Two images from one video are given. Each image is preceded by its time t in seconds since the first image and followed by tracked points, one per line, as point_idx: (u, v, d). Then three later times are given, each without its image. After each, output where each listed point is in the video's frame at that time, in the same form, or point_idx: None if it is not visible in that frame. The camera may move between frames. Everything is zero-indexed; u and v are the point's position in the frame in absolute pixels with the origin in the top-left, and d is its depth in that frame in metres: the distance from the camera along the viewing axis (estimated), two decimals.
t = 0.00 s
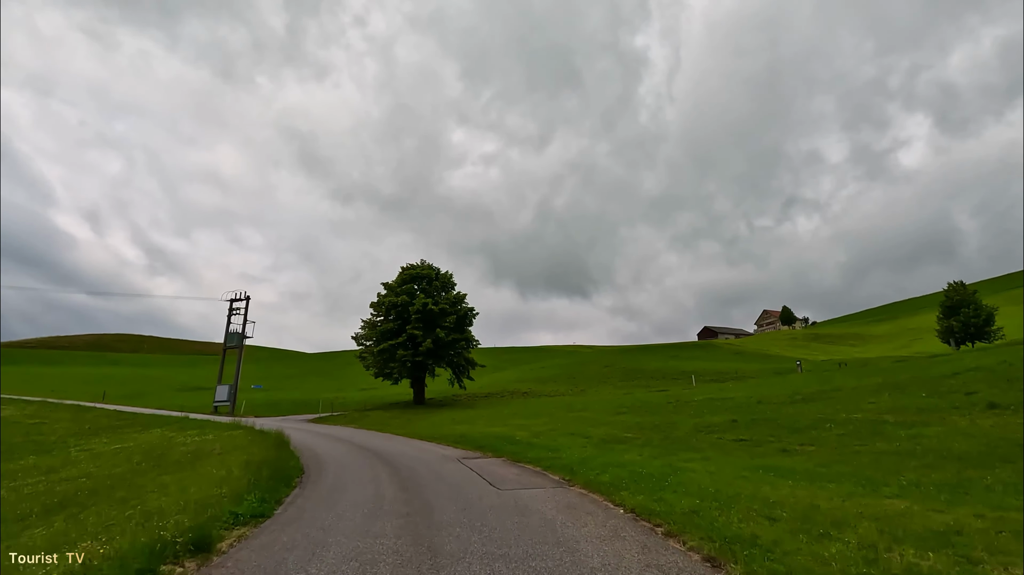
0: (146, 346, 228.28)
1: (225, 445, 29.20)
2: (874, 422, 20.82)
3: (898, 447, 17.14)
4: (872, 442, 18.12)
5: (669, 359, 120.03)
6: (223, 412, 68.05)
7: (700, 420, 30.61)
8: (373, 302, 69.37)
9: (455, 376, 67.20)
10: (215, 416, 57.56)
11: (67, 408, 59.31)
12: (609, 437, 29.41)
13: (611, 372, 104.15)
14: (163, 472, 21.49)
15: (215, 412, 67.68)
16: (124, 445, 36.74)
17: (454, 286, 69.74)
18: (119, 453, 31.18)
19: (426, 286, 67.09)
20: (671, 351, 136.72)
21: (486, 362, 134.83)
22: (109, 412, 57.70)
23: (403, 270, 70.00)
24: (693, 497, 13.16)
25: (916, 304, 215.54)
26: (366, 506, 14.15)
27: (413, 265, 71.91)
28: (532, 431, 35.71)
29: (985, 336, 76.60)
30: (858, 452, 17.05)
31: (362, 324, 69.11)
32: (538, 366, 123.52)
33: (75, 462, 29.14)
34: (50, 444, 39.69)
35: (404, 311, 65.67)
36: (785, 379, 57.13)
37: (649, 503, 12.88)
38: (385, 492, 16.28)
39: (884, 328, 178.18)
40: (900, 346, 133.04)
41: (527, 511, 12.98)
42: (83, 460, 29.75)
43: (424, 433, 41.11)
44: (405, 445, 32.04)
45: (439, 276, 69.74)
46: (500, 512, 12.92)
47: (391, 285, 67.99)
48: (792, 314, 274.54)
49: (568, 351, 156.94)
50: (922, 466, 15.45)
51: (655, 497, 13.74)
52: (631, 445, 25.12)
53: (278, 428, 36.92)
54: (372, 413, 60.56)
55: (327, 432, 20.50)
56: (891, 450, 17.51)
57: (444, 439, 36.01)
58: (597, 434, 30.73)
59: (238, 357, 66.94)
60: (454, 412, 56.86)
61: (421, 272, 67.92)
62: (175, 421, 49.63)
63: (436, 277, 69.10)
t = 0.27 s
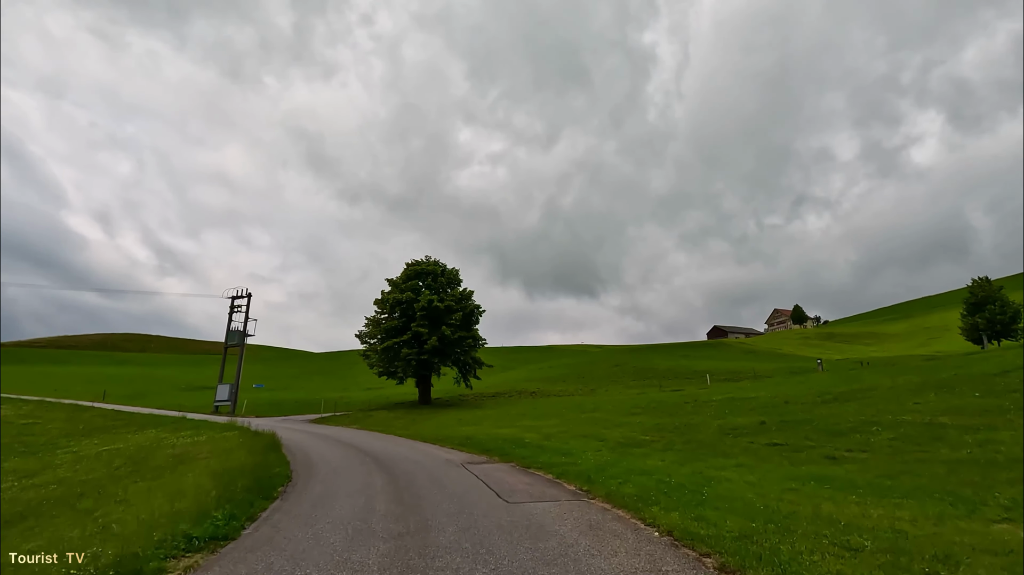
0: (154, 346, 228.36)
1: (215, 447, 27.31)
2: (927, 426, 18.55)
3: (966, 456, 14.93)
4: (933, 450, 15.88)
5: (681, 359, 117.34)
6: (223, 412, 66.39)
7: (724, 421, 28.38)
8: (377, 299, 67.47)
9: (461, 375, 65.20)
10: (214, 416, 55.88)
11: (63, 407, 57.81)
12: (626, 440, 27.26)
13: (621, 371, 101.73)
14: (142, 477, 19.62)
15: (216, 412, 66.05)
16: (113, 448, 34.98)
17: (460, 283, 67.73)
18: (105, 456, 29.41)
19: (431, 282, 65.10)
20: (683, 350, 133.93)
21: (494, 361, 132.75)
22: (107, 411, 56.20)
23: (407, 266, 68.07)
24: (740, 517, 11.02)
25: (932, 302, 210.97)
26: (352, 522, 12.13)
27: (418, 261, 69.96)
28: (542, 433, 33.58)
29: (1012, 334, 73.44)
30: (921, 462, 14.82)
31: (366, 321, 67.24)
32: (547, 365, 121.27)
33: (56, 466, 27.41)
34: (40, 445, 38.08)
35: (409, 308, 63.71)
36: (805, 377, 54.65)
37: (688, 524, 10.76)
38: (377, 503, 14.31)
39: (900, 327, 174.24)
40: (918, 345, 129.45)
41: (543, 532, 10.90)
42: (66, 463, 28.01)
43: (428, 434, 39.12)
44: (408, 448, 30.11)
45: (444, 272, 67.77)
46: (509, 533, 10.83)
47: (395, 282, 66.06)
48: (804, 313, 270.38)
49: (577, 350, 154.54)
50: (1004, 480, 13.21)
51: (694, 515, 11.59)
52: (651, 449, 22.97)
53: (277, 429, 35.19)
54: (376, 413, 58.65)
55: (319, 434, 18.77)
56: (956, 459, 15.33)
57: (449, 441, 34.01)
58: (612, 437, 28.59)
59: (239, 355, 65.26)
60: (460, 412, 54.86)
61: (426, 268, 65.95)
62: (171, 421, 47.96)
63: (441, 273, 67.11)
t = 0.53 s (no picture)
0: (161, 346, 227.98)
1: (199, 451, 25.28)
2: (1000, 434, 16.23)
3: None
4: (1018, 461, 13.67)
5: (693, 358, 114.63)
6: (224, 412, 64.68)
7: (752, 423, 26.09)
8: (381, 296, 65.46)
9: (468, 374, 63.16)
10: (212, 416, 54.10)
11: (60, 407, 56.23)
12: (647, 444, 24.98)
13: (632, 371, 99.38)
14: (107, 485, 17.74)
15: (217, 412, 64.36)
16: (101, 450, 33.16)
17: (467, 279, 65.59)
18: (86, 458, 27.56)
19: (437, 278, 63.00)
20: (694, 350, 131.03)
21: (501, 361, 130.51)
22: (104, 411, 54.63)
23: (412, 262, 66.04)
24: (811, 547, 8.86)
25: (949, 300, 206.37)
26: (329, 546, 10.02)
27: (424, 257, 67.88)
28: (554, 435, 31.36)
29: None
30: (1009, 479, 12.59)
31: (370, 319, 65.26)
32: (555, 365, 119.00)
33: (33, 470, 25.54)
34: (27, 446, 36.37)
35: (414, 305, 61.66)
36: (828, 377, 51.99)
37: (751, 556, 8.58)
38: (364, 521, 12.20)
39: (917, 325, 170.11)
40: (937, 343, 125.93)
41: (562, 566, 8.73)
42: (44, 467, 26.14)
43: (433, 436, 37.01)
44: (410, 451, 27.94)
45: (450, 268, 65.65)
46: (520, 567, 8.68)
47: (400, 278, 64.05)
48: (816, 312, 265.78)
49: (586, 350, 151.99)
50: None
51: (750, 543, 9.39)
52: (677, 455, 20.71)
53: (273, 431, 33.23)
54: (380, 413, 56.66)
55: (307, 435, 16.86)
56: None
57: (454, 443, 31.92)
58: (630, 440, 26.34)
59: (240, 353, 63.53)
60: (467, 413, 52.82)
61: (431, 264, 63.86)
62: (167, 422, 46.21)
63: (447, 269, 65.01)
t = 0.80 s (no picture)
0: (169, 345, 227.75)
1: (182, 455, 23.26)
2: None
3: None
4: None
5: (706, 357, 111.85)
6: (226, 412, 62.95)
7: (786, 426, 23.74)
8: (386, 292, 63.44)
9: (476, 373, 61.04)
10: (211, 416, 52.35)
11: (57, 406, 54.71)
12: (672, 449, 22.68)
13: (644, 370, 96.76)
14: (67, 504, 15.83)
15: (219, 411, 62.69)
16: (86, 453, 31.31)
17: (474, 274, 63.43)
18: (67, 462, 25.75)
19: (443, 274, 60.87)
20: (707, 349, 128.06)
21: (509, 360, 128.24)
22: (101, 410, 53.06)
23: (418, 258, 63.98)
24: None
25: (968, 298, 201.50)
26: None
27: (430, 252, 65.78)
28: (567, 436, 29.09)
29: None
30: None
31: (375, 316, 63.26)
32: (565, 364, 116.58)
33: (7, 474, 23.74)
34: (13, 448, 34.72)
35: (420, 301, 59.57)
36: (854, 375, 49.31)
37: None
38: (345, 546, 10.04)
39: (936, 323, 165.85)
40: (959, 341, 122.10)
41: None
42: (19, 472, 24.34)
43: (438, 437, 34.87)
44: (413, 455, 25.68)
45: (457, 263, 63.53)
46: None
47: (406, 273, 62.03)
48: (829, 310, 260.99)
49: (595, 349, 149.30)
50: None
51: None
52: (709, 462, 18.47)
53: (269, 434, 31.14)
54: (384, 413, 54.65)
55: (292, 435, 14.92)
56: None
57: (460, 446, 29.79)
58: (652, 443, 24.06)
59: (242, 352, 61.80)
60: (474, 413, 50.70)
61: (438, 259, 61.76)
62: (164, 422, 44.46)
63: (454, 264, 62.89)
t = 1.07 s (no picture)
0: (178, 344, 227.61)
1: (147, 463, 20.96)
2: None
3: None
4: None
5: (721, 356, 108.78)
6: (227, 411, 61.20)
7: (831, 429, 21.23)
8: (392, 288, 61.28)
9: (484, 371, 58.78)
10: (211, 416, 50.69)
11: (53, 406, 53.17)
12: (704, 455, 20.26)
13: (658, 369, 93.97)
14: (9, 519, 13.66)
15: (220, 411, 60.98)
16: (70, 455, 29.48)
17: (483, 269, 61.12)
18: (42, 466, 23.80)
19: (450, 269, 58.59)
20: (721, 347, 124.81)
21: (519, 359, 125.79)
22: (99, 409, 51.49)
23: (424, 252, 61.76)
24: None
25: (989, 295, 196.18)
26: None
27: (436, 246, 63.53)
28: (583, 439, 26.72)
29: None
30: None
31: (380, 312, 61.15)
32: (576, 363, 114.00)
33: None
34: None
35: (426, 297, 57.31)
36: (886, 373, 46.42)
37: None
38: None
39: (956, 321, 161.47)
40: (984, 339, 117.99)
41: None
42: None
43: (443, 439, 32.63)
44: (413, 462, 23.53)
45: (465, 258, 61.24)
46: None
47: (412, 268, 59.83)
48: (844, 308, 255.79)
49: (606, 348, 146.41)
50: None
51: None
52: (752, 472, 16.06)
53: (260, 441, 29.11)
54: (389, 413, 52.56)
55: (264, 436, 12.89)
56: None
57: (467, 448, 27.53)
58: (681, 448, 21.63)
59: (243, 350, 60.01)
60: (483, 413, 48.43)
61: (445, 254, 59.48)
62: (158, 422, 42.76)
63: (461, 259, 60.58)
